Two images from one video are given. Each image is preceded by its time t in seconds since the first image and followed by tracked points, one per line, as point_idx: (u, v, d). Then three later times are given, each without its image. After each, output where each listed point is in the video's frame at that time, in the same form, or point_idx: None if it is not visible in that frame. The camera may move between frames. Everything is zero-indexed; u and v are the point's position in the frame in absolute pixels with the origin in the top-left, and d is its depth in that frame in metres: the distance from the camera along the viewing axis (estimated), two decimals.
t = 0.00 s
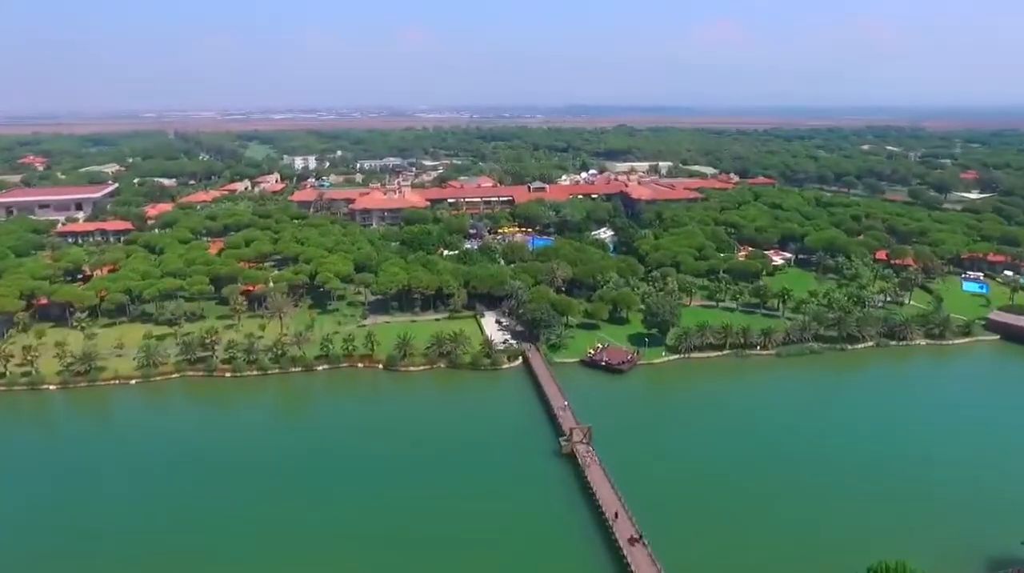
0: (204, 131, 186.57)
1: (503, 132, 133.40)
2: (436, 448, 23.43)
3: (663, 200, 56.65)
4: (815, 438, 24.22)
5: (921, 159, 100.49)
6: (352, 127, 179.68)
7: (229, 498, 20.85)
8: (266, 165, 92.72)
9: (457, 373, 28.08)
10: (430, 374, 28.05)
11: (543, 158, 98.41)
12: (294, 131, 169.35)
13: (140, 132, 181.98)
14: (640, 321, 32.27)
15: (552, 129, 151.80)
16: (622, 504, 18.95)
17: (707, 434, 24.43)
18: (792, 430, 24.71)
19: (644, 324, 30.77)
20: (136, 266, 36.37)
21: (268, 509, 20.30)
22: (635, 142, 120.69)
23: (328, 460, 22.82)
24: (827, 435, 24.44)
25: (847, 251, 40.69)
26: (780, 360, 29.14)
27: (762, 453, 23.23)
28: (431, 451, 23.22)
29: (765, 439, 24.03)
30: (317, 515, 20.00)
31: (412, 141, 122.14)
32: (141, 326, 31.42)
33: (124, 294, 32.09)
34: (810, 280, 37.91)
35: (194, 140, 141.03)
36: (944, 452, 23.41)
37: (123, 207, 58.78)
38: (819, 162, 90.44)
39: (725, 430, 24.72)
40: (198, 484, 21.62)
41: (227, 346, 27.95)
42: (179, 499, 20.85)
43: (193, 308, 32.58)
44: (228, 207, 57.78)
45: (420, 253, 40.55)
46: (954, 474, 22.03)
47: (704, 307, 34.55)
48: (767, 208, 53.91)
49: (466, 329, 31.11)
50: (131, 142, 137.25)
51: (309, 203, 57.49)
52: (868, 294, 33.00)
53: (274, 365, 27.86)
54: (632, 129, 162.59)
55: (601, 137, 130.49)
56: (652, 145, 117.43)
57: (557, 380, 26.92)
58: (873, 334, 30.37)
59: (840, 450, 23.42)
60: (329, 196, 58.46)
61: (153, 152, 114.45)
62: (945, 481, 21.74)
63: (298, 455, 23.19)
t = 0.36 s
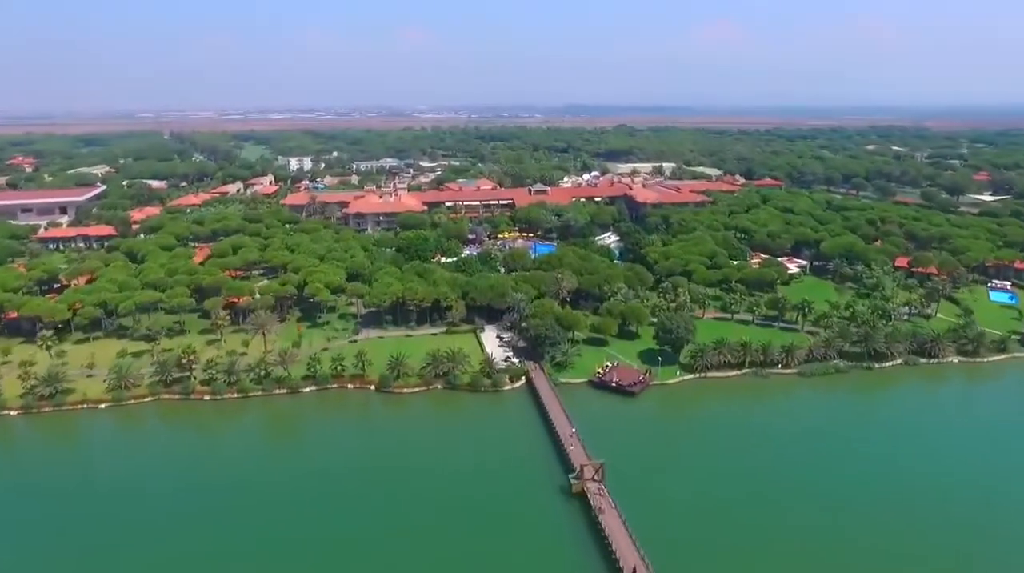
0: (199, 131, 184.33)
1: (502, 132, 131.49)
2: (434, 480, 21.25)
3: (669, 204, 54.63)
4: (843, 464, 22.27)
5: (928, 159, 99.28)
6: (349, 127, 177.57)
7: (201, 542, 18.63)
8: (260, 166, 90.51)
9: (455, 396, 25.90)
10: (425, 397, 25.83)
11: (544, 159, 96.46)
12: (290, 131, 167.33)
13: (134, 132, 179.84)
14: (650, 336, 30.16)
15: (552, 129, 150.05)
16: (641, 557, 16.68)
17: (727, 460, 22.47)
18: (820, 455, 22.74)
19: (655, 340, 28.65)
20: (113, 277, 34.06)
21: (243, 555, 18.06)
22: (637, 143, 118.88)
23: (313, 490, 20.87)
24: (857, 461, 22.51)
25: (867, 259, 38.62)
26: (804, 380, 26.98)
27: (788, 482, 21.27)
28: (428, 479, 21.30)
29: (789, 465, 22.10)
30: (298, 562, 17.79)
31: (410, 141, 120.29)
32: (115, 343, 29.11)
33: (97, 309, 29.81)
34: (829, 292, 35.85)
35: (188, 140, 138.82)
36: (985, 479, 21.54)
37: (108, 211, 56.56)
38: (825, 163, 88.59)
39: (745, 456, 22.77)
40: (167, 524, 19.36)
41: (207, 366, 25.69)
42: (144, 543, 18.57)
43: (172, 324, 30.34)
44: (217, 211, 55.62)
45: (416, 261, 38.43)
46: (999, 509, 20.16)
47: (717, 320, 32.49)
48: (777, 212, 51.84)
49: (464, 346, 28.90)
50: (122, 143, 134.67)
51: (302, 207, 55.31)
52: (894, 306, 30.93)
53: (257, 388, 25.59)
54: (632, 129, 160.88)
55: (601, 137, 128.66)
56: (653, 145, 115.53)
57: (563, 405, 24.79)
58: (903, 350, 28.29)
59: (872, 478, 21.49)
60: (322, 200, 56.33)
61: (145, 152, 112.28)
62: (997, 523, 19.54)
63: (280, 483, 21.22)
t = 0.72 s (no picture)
0: (194, 131, 182.11)
1: (501, 132, 129.38)
2: (429, 520, 19.06)
3: (676, 208, 52.59)
4: (879, 499, 20.23)
5: (935, 159, 98.31)
6: (346, 127, 175.42)
7: None
8: (253, 168, 88.30)
9: (454, 423, 23.73)
10: (421, 424, 23.65)
11: (544, 160, 94.37)
12: (286, 132, 165.21)
13: (128, 132, 178.14)
14: (664, 353, 28.07)
15: (552, 129, 148.11)
16: None
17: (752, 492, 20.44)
18: (853, 486, 20.76)
19: (670, 358, 26.53)
20: (88, 289, 31.83)
21: None
22: (638, 143, 116.88)
23: (292, 529, 18.76)
24: (892, 493, 20.54)
25: (889, 268, 36.55)
26: (832, 404, 24.86)
27: (819, 520, 19.21)
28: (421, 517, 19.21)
29: (819, 501, 20.01)
30: None
31: (408, 141, 118.15)
32: (86, 363, 26.91)
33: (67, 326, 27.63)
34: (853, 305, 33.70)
35: (182, 141, 136.66)
36: None
37: (92, 215, 54.38)
38: (833, 164, 86.56)
39: (771, 487, 20.77)
40: None
41: (183, 390, 23.52)
42: None
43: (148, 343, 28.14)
44: (206, 215, 53.45)
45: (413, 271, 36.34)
46: None
47: (734, 334, 30.43)
48: (789, 217, 49.78)
49: (463, 366, 26.76)
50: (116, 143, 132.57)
51: (295, 211, 53.18)
52: (924, 320, 28.86)
53: (237, 415, 23.40)
54: (633, 129, 158.98)
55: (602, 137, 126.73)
56: (655, 145, 113.50)
57: (571, 432, 22.66)
58: (938, 370, 26.15)
59: (913, 516, 19.43)
60: (315, 203, 54.20)
61: (138, 153, 110.10)
62: None
63: (256, 521, 19.12)
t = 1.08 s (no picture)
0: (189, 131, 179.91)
1: (501, 133, 127.35)
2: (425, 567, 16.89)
3: (684, 213, 50.53)
4: (926, 538, 18.16)
5: (943, 160, 96.57)
6: (343, 127, 173.27)
7: None
8: (247, 169, 86.09)
9: (454, 456, 21.52)
10: (418, 457, 21.48)
11: (545, 161, 92.30)
12: (283, 132, 163.05)
13: (122, 132, 175.98)
14: (680, 375, 25.95)
15: (552, 129, 146.18)
16: None
17: (785, 531, 18.38)
18: (895, 523, 18.72)
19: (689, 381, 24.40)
20: (60, 303, 29.60)
21: None
22: (640, 144, 114.92)
23: None
24: (939, 530, 18.48)
25: (914, 278, 34.47)
26: (865, 433, 22.73)
27: (862, 564, 17.11)
28: (417, 564, 17.01)
29: (861, 542, 17.93)
30: None
31: (406, 142, 116.04)
32: (53, 386, 24.69)
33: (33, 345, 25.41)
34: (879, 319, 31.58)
35: (175, 141, 134.46)
36: None
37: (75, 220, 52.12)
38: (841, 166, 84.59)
39: (805, 525, 18.70)
40: None
41: (155, 421, 21.30)
42: None
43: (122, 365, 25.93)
44: (194, 220, 51.24)
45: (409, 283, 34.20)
46: None
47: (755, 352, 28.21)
48: (803, 222, 47.69)
49: (463, 391, 24.63)
50: (110, 144, 130.55)
51: (287, 216, 51.00)
52: (961, 337, 26.74)
53: (215, 447, 21.17)
54: (634, 129, 157.04)
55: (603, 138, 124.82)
56: (658, 146, 111.49)
57: (583, 467, 20.42)
58: (981, 394, 24.00)
59: (966, 559, 17.34)
60: (308, 207, 51.98)
61: (129, 155, 107.82)
62: None
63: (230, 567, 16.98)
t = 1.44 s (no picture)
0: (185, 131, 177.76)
1: (501, 133, 125.41)
2: None
3: (694, 217, 48.46)
4: None
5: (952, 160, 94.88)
6: (341, 128, 171.25)
7: None
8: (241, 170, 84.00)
9: (454, 496, 19.34)
10: (414, 496, 19.33)
11: (546, 162, 90.31)
12: (279, 133, 161.00)
13: (117, 132, 173.90)
14: (700, 400, 23.80)
15: (552, 129, 144.27)
16: None
17: None
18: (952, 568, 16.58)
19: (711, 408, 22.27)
20: (29, 318, 27.42)
21: None
22: (643, 144, 113.07)
23: None
24: None
25: (944, 289, 32.39)
26: (907, 465, 20.60)
27: None
28: None
29: None
30: None
31: (404, 142, 114.01)
32: (14, 413, 22.50)
33: None
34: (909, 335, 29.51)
35: (169, 142, 132.29)
36: None
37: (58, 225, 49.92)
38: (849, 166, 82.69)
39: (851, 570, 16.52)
40: None
41: (122, 457, 19.12)
42: None
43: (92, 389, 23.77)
44: (183, 225, 49.11)
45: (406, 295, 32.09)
46: None
47: (779, 371, 26.05)
48: (819, 228, 45.61)
49: (464, 419, 22.52)
50: (102, 145, 128.06)
51: (279, 222, 48.83)
52: (1004, 357, 24.63)
53: (187, 486, 18.99)
54: (635, 129, 155.19)
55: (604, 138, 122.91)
56: (660, 146, 109.56)
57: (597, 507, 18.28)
58: None
59: None
60: (302, 211, 49.88)
61: (122, 155, 105.68)
62: None
63: None
